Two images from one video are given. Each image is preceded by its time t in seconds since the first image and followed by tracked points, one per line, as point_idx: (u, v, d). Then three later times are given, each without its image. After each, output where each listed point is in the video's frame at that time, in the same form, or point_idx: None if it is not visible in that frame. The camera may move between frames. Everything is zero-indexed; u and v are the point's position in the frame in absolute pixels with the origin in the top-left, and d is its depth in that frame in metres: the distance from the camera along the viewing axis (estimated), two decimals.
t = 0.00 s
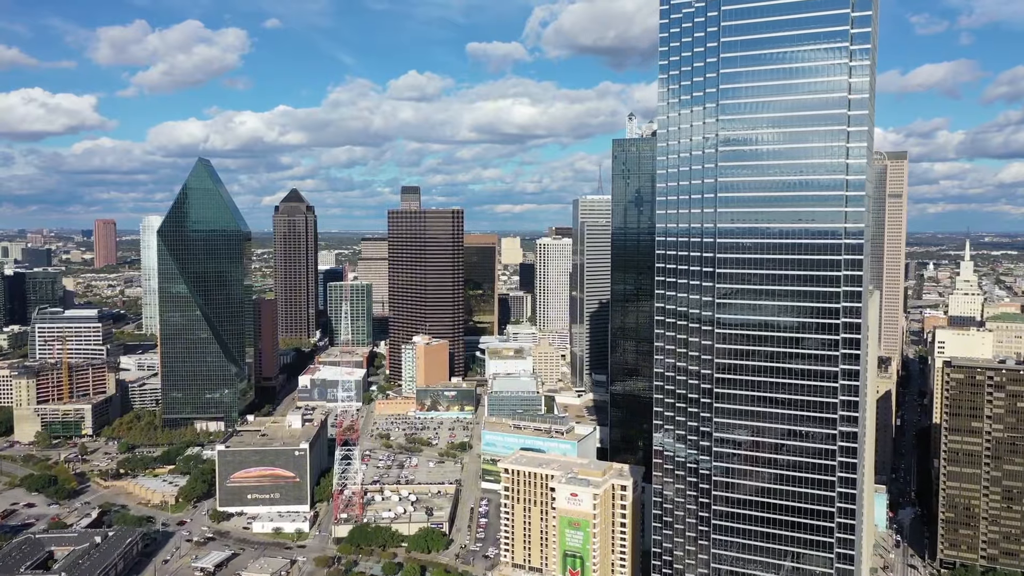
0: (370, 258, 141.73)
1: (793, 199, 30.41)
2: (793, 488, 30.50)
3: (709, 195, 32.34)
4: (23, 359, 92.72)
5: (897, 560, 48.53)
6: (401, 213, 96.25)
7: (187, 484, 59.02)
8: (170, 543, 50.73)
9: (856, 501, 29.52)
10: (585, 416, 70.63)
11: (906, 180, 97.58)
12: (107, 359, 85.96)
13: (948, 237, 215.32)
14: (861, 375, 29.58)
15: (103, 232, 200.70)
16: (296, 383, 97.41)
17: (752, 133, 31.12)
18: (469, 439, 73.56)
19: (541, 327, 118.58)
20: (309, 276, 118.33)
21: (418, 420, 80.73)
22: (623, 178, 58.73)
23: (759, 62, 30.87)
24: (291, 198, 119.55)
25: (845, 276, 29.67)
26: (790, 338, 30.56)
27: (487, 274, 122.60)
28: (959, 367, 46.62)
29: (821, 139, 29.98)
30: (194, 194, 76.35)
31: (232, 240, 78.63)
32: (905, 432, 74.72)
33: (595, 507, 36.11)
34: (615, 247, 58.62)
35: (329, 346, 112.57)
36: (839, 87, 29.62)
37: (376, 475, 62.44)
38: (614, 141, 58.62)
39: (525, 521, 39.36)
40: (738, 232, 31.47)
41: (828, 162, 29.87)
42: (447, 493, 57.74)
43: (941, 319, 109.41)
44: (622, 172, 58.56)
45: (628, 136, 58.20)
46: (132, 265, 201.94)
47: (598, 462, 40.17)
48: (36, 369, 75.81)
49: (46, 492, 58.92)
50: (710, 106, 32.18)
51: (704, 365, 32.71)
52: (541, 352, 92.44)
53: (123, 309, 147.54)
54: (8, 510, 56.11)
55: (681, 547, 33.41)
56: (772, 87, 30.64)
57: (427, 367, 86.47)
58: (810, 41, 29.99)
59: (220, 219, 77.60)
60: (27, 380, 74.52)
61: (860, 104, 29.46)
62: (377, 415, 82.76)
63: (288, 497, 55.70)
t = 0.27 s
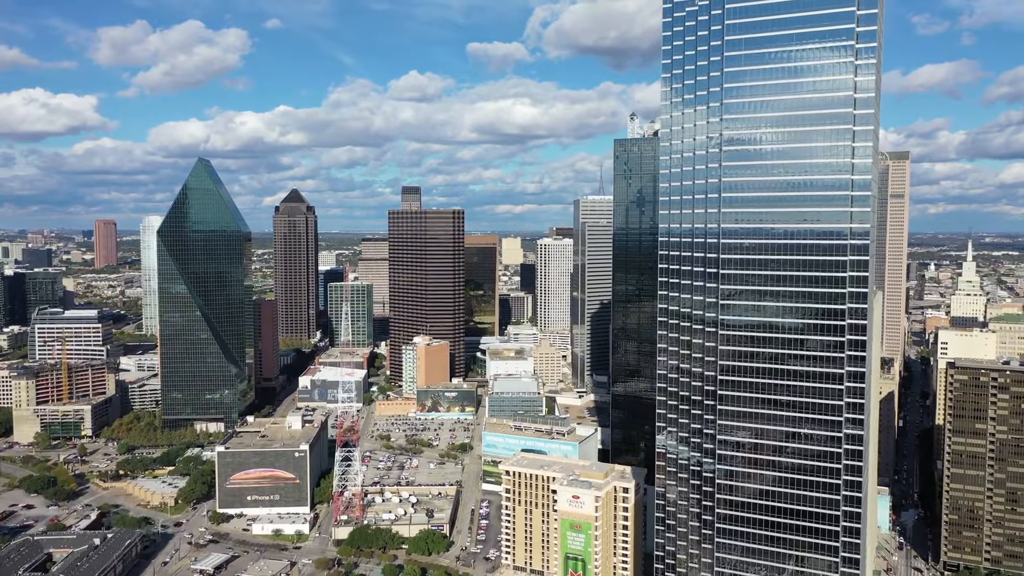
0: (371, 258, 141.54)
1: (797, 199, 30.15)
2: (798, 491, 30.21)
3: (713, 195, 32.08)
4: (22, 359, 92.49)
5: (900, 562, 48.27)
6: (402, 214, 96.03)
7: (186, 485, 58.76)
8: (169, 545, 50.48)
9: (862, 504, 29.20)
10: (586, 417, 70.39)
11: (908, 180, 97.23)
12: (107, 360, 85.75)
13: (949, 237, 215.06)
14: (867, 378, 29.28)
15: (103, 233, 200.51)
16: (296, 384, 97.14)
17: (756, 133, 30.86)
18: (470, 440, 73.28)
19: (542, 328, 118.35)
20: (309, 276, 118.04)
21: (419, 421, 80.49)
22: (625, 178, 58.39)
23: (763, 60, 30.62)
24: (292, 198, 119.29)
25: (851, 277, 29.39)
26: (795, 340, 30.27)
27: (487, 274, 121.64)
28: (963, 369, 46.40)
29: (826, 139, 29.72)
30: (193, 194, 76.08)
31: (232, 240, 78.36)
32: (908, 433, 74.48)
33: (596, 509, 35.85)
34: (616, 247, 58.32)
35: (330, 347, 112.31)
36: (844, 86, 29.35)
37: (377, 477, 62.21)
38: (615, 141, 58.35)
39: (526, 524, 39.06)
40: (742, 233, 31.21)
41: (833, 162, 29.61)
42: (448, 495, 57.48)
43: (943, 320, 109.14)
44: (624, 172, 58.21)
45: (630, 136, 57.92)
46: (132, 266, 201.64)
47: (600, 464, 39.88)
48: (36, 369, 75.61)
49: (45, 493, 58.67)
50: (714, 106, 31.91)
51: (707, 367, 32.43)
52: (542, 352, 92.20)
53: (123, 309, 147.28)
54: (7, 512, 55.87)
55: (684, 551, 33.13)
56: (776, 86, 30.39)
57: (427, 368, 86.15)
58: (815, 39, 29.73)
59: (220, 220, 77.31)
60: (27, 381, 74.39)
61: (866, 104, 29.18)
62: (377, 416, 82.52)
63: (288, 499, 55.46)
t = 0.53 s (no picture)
0: (371, 259, 141.35)
1: (801, 200, 29.88)
2: (803, 494, 29.93)
3: (717, 195, 31.82)
4: (22, 360, 92.23)
5: (903, 565, 47.97)
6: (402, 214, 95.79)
7: (186, 487, 58.48)
8: (168, 547, 50.22)
9: (868, 508, 28.95)
10: (587, 418, 70.13)
11: (909, 181, 96.74)
12: (106, 360, 85.49)
13: (950, 238, 214.65)
14: (872, 380, 29.00)
15: (103, 233, 200.30)
16: (296, 385, 96.86)
17: (760, 132, 30.58)
18: (471, 441, 72.99)
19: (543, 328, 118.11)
20: (309, 277, 117.76)
21: (419, 422, 80.21)
22: (626, 178, 58.09)
23: (768, 59, 30.35)
24: (292, 199, 118.99)
25: (856, 278, 29.12)
26: (800, 341, 29.99)
27: (488, 275, 120.89)
28: (967, 370, 46.17)
29: (832, 138, 29.44)
30: (193, 193, 75.83)
31: (232, 240, 78.10)
32: (910, 434, 74.25)
33: (598, 511, 35.64)
34: (618, 248, 58.02)
35: (330, 347, 112.05)
36: (850, 85, 29.09)
37: (377, 478, 61.97)
38: (616, 140, 58.11)
39: (528, 526, 38.75)
40: (746, 233, 30.92)
41: (838, 162, 29.33)
42: (448, 496, 57.20)
43: (945, 321, 108.84)
44: (626, 172, 57.91)
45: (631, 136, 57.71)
46: (133, 266, 201.43)
47: (602, 466, 39.58)
48: (35, 370, 75.14)
49: (43, 495, 58.39)
50: (717, 104, 31.63)
51: (710, 368, 32.15)
52: (542, 353, 92.01)
53: (123, 309, 147.03)
54: (5, 513, 55.63)
55: (687, 554, 32.86)
56: (780, 85, 30.13)
57: (428, 369, 85.79)
58: (820, 37, 29.46)
59: (220, 220, 77.09)
60: (26, 381, 73.77)
61: (872, 102, 28.91)
62: (377, 417, 82.23)
63: (288, 500, 55.18)
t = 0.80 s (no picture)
0: (371, 259, 141.07)
1: (806, 200, 29.63)
2: (807, 498, 29.64)
3: (720, 195, 31.55)
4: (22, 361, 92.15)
5: (907, 567, 47.68)
6: (402, 215, 95.51)
7: (185, 488, 58.23)
8: (167, 549, 49.98)
9: (873, 511, 28.66)
10: (588, 419, 69.88)
11: (911, 181, 96.28)
12: (106, 361, 85.25)
13: (950, 238, 214.22)
14: (878, 382, 28.73)
15: (103, 233, 199.88)
16: (296, 386, 96.55)
17: (765, 131, 30.33)
18: (471, 442, 72.76)
19: (543, 329, 117.93)
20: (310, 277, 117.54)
21: (420, 423, 79.94)
22: (627, 178, 57.86)
23: (773, 58, 30.07)
24: (292, 199, 118.71)
25: (862, 279, 28.84)
26: (805, 343, 29.72)
27: (489, 275, 120.85)
28: (970, 371, 45.92)
29: (837, 137, 29.18)
30: (193, 194, 75.52)
31: (232, 240, 77.83)
32: (912, 435, 74.00)
33: (601, 514, 35.51)
34: (619, 248, 57.76)
35: (330, 348, 111.81)
36: (855, 84, 28.84)
37: (377, 479, 61.73)
38: (618, 140, 57.88)
39: (529, 529, 38.43)
40: (750, 234, 30.65)
41: (844, 161, 29.08)
42: (449, 497, 56.91)
43: (946, 322, 108.61)
44: (627, 172, 57.72)
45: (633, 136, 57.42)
46: (132, 267, 201.12)
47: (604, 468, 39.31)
48: (35, 371, 75.05)
49: (42, 496, 58.08)
50: (721, 103, 31.38)
51: (714, 370, 31.92)
52: (543, 353, 91.75)
53: (123, 310, 146.73)
54: (4, 515, 55.38)
55: (690, 558, 32.58)
56: (785, 84, 29.89)
57: (428, 370, 85.48)
58: (825, 36, 29.21)
59: (220, 220, 76.90)
60: (25, 382, 74.09)
61: (878, 101, 28.64)
62: (377, 418, 81.93)
63: (287, 502, 54.95)
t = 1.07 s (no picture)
0: (371, 260, 140.83)
1: (810, 199, 29.37)
2: (813, 501, 29.34)
3: (724, 195, 31.31)
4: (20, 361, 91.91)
5: (910, 569, 47.42)
6: (403, 215, 95.23)
7: (184, 490, 57.97)
8: (166, 551, 49.74)
9: (879, 515, 28.37)
10: (589, 421, 69.64)
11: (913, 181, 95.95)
12: (105, 362, 85.00)
13: (950, 238, 213.98)
14: (884, 384, 28.47)
15: (103, 234, 199.45)
16: (296, 387, 96.26)
17: (769, 131, 30.06)
18: (472, 443, 72.54)
19: (544, 329, 117.73)
20: (310, 278, 117.29)
21: (420, 424, 79.70)
22: (629, 179, 57.59)
23: (777, 56, 29.82)
24: (292, 199, 118.49)
25: (868, 280, 28.58)
26: (810, 345, 29.47)
27: (489, 275, 120.54)
28: (974, 373, 45.70)
29: (843, 137, 28.92)
30: (193, 194, 75.25)
31: (232, 240, 77.57)
32: (914, 436, 73.75)
33: (602, 516, 35.28)
34: (620, 249, 57.50)
35: (330, 349, 111.59)
36: (861, 83, 28.57)
37: (377, 480, 61.49)
38: (620, 140, 57.59)
39: (531, 531, 38.17)
40: (754, 234, 30.41)
41: (849, 161, 28.83)
42: (449, 499, 56.67)
43: (948, 322, 108.39)
44: (629, 172, 57.47)
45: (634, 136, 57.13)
46: (132, 267, 200.85)
47: (605, 470, 39.02)
48: (34, 371, 74.77)
49: (41, 498, 57.83)
50: (725, 102, 31.11)
51: (717, 372, 31.69)
52: (544, 354, 91.44)
53: (123, 310, 146.48)
54: (3, 516, 55.13)
55: (693, 562, 32.28)
56: (789, 83, 29.65)
57: (429, 370, 85.18)
58: (830, 34, 28.93)
59: (220, 220, 76.62)
60: (25, 382, 73.62)
61: (883, 100, 28.38)
62: (377, 418, 81.65)
63: (287, 503, 54.71)
